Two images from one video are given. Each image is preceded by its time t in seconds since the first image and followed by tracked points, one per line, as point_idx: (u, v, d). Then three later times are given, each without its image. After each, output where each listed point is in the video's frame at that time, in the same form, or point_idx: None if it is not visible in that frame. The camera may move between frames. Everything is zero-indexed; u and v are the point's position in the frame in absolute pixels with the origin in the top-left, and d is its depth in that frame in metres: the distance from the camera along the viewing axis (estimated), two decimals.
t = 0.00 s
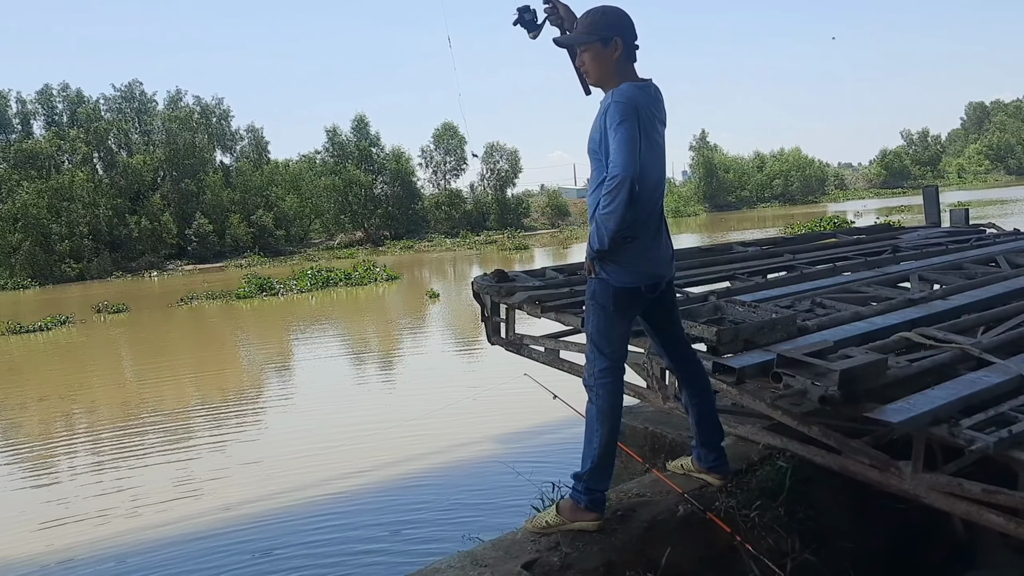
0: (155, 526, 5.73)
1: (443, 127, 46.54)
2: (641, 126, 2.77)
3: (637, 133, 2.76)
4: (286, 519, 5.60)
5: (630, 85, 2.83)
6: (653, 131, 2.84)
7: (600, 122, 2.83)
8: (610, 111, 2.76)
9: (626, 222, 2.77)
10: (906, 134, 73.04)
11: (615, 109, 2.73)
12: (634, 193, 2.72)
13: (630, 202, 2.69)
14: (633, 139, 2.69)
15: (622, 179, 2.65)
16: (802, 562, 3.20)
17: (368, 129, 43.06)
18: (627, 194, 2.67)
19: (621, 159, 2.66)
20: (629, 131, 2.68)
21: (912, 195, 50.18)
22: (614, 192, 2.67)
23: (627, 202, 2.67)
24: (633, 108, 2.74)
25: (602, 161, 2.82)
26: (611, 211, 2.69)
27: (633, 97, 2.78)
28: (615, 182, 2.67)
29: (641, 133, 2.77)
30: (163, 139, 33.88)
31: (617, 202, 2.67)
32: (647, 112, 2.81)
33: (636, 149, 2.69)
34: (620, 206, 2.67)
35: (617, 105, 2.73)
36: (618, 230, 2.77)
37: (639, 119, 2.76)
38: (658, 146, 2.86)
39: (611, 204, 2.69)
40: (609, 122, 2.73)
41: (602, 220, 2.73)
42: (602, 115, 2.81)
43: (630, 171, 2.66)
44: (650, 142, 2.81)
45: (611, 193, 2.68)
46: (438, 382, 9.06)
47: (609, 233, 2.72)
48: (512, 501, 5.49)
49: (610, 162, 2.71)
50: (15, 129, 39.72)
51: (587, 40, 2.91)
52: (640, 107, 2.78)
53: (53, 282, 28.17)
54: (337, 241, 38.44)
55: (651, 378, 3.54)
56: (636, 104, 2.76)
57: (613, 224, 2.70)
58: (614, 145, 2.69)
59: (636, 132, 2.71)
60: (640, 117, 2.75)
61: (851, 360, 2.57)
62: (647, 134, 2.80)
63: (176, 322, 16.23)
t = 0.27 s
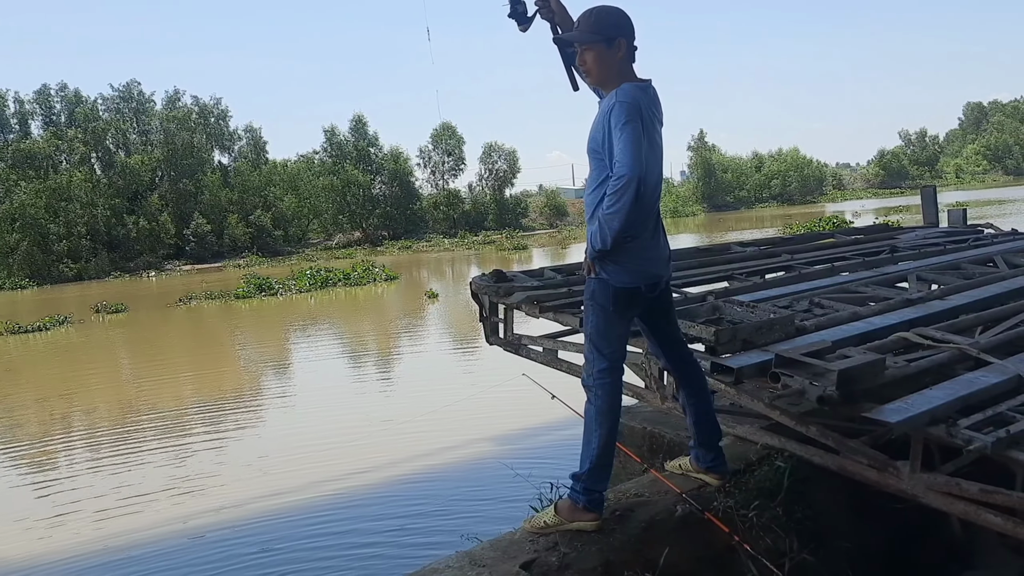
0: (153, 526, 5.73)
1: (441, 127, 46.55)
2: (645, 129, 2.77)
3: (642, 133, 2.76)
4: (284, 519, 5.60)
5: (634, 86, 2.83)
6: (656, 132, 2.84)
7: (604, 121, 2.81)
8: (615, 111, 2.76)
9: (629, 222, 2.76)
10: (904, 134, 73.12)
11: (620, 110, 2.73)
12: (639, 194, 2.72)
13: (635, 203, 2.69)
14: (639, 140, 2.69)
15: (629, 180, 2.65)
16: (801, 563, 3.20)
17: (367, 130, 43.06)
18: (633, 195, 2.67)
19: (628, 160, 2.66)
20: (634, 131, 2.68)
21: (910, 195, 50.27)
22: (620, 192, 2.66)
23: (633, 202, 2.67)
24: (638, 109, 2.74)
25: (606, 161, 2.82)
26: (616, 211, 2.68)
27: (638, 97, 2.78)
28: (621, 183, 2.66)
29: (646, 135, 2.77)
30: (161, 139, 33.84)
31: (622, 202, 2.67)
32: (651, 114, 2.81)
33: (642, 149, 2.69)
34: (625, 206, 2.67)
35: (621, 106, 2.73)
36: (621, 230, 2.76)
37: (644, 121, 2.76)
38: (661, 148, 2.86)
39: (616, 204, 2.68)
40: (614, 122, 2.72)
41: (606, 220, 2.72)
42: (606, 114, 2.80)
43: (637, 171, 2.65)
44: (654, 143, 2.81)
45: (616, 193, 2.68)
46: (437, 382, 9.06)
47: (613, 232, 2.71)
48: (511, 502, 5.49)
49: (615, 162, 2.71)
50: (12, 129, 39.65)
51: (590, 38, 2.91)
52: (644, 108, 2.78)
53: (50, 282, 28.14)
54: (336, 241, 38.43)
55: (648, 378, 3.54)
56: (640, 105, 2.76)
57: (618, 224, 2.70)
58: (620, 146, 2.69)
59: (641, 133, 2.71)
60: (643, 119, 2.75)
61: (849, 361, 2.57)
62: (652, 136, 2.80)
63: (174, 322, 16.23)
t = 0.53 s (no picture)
0: (152, 526, 5.72)
1: (440, 127, 46.55)
2: (647, 129, 2.77)
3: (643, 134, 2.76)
4: (283, 520, 5.59)
5: (635, 86, 2.83)
6: (657, 134, 2.84)
7: (605, 121, 2.81)
8: (617, 110, 2.75)
9: (630, 222, 2.77)
10: (902, 134, 73.21)
11: (622, 110, 2.73)
12: (641, 195, 2.72)
13: (637, 203, 2.69)
14: (641, 140, 2.69)
15: (631, 180, 2.65)
16: (799, 562, 3.20)
17: (365, 129, 43.04)
18: (635, 195, 2.67)
19: (631, 160, 2.66)
20: (636, 132, 2.68)
21: (908, 195, 50.33)
22: (622, 192, 2.66)
23: (635, 202, 2.67)
24: (639, 109, 2.75)
25: (607, 161, 2.82)
26: (617, 211, 2.68)
27: (639, 97, 2.78)
28: (624, 183, 2.66)
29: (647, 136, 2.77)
30: (159, 139, 33.82)
31: (624, 202, 2.67)
32: (651, 115, 2.82)
33: (645, 149, 2.69)
34: (627, 206, 2.67)
35: (623, 106, 2.73)
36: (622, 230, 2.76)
37: (645, 122, 2.76)
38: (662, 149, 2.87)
39: (617, 204, 2.68)
40: (616, 122, 2.73)
41: (607, 219, 2.71)
42: (608, 115, 2.80)
43: (639, 172, 2.65)
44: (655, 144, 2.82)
45: (618, 193, 2.68)
46: (435, 383, 9.06)
47: (614, 232, 2.71)
48: (509, 502, 5.49)
49: (617, 162, 2.71)
50: (10, 129, 39.61)
51: (591, 38, 2.90)
52: (644, 108, 2.78)
53: (49, 283, 28.10)
54: (334, 242, 38.43)
55: (647, 378, 3.54)
56: (641, 105, 2.77)
57: (619, 224, 2.69)
58: (622, 145, 2.69)
59: (643, 133, 2.71)
60: (645, 118, 2.76)
61: (847, 360, 2.57)
62: (653, 137, 2.81)
63: (173, 322, 16.22)
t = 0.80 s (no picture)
0: (151, 526, 5.71)
1: (438, 127, 46.54)
2: (647, 129, 2.77)
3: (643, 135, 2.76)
4: (282, 520, 5.59)
5: (634, 86, 2.83)
6: (656, 135, 2.85)
7: (605, 121, 2.81)
8: (617, 110, 2.75)
9: (629, 221, 2.76)
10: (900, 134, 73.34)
11: (622, 111, 2.72)
12: (641, 195, 2.71)
13: (637, 203, 2.69)
14: (641, 140, 2.69)
15: (632, 180, 2.64)
16: (799, 562, 3.18)
17: (364, 129, 43.03)
18: (635, 195, 2.67)
19: (631, 161, 2.65)
20: (636, 132, 2.68)
21: (907, 196, 50.41)
22: (621, 193, 2.66)
23: (636, 202, 2.67)
24: (638, 109, 2.75)
25: (607, 161, 2.82)
26: (617, 212, 2.68)
27: (639, 97, 2.78)
28: (624, 183, 2.66)
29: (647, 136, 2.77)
30: (158, 139, 33.79)
31: (624, 202, 2.67)
32: (651, 115, 2.82)
33: (644, 150, 2.69)
34: (626, 206, 2.67)
35: (623, 107, 2.73)
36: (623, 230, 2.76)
37: (645, 122, 2.77)
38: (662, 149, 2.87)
39: (618, 204, 2.68)
40: (615, 123, 2.73)
41: (607, 220, 2.71)
42: (608, 115, 2.79)
43: (639, 172, 2.65)
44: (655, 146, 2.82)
45: (619, 193, 2.68)
46: (434, 382, 9.07)
47: (614, 232, 2.70)
48: (508, 502, 5.49)
49: (617, 162, 2.71)
50: (9, 129, 39.55)
51: (591, 37, 2.90)
52: (644, 108, 2.78)
53: (47, 283, 28.04)
54: (333, 242, 38.42)
55: (646, 378, 3.54)
56: (641, 106, 2.77)
57: (619, 224, 2.69)
58: (622, 146, 2.69)
59: (643, 134, 2.71)
60: (644, 119, 2.76)
61: (846, 360, 2.57)
62: (653, 138, 2.81)
63: (172, 322, 16.24)
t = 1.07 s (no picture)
0: (149, 526, 5.71)
1: (437, 127, 46.54)
2: (646, 130, 2.77)
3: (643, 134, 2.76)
4: (281, 520, 5.58)
5: (634, 86, 2.83)
6: (656, 135, 2.85)
7: (604, 120, 2.81)
8: (616, 109, 2.75)
9: (629, 221, 2.75)
10: (898, 134, 73.42)
11: (622, 111, 2.73)
12: (640, 195, 2.71)
13: (637, 203, 2.69)
14: (640, 140, 2.69)
15: (631, 180, 2.64)
16: (798, 562, 3.19)
17: (363, 130, 43.00)
18: (635, 195, 2.67)
19: (630, 161, 2.66)
20: (636, 132, 2.68)
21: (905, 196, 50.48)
22: (620, 192, 2.67)
23: (635, 202, 2.67)
24: (638, 109, 2.75)
25: (607, 162, 2.82)
26: (616, 212, 2.68)
27: (639, 97, 2.79)
28: (624, 183, 2.66)
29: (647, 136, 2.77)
30: (156, 140, 33.77)
31: (623, 202, 2.67)
32: (651, 115, 2.82)
33: (644, 150, 2.69)
34: (625, 206, 2.67)
35: (622, 106, 2.73)
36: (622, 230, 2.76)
37: (644, 122, 2.77)
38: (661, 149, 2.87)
39: (617, 204, 2.68)
40: (615, 122, 2.73)
41: (606, 220, 2.71)
42: (607, 114, 2.80)
43: (638, 172, 2.65)
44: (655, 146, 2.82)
45: (618, 193, 2.68)
46: (433, 382, 9.07)
47: (613, 231, 2.70)
48: (508, 502, 5.49)
49: (616, 161, 2.71)
50: (7, 129, 39.51)
51: (592, 35, 2.90)
52: (644, 107, 2.79)
53: (46, 283, 28.01)
54: (331, 242, 38.42)
55: (645, 378, 3.54)
56: (641, 105, 2.77)
57: (618, 224, 2.69)
58: (622, 145, 2.69)
59: (643, 133, 2.71)
60: (644, 119, 2.76)
61: (845, 360, 2.57)
62: (653, 139, 2.81)
63: (171, 322, 16.25)
